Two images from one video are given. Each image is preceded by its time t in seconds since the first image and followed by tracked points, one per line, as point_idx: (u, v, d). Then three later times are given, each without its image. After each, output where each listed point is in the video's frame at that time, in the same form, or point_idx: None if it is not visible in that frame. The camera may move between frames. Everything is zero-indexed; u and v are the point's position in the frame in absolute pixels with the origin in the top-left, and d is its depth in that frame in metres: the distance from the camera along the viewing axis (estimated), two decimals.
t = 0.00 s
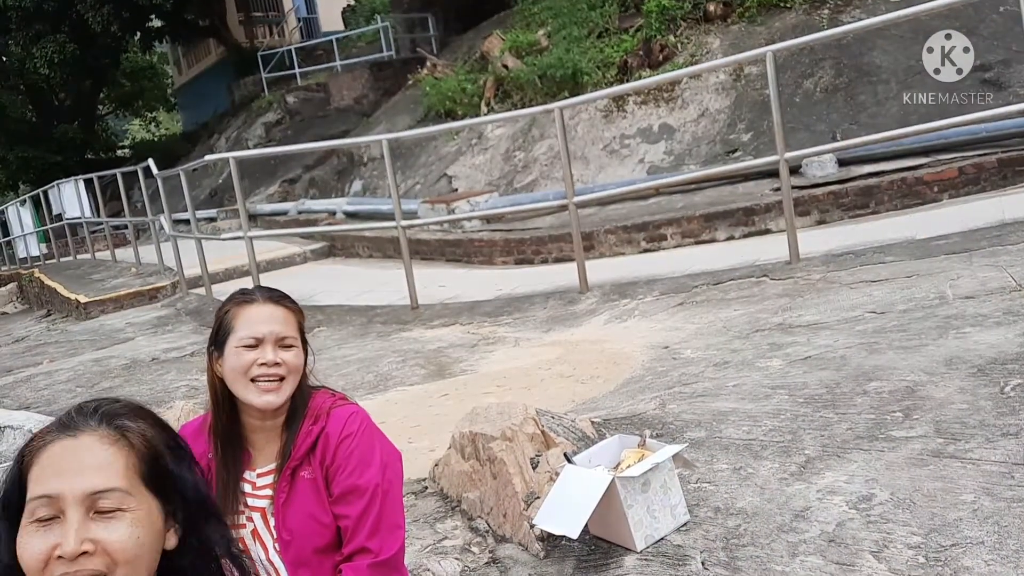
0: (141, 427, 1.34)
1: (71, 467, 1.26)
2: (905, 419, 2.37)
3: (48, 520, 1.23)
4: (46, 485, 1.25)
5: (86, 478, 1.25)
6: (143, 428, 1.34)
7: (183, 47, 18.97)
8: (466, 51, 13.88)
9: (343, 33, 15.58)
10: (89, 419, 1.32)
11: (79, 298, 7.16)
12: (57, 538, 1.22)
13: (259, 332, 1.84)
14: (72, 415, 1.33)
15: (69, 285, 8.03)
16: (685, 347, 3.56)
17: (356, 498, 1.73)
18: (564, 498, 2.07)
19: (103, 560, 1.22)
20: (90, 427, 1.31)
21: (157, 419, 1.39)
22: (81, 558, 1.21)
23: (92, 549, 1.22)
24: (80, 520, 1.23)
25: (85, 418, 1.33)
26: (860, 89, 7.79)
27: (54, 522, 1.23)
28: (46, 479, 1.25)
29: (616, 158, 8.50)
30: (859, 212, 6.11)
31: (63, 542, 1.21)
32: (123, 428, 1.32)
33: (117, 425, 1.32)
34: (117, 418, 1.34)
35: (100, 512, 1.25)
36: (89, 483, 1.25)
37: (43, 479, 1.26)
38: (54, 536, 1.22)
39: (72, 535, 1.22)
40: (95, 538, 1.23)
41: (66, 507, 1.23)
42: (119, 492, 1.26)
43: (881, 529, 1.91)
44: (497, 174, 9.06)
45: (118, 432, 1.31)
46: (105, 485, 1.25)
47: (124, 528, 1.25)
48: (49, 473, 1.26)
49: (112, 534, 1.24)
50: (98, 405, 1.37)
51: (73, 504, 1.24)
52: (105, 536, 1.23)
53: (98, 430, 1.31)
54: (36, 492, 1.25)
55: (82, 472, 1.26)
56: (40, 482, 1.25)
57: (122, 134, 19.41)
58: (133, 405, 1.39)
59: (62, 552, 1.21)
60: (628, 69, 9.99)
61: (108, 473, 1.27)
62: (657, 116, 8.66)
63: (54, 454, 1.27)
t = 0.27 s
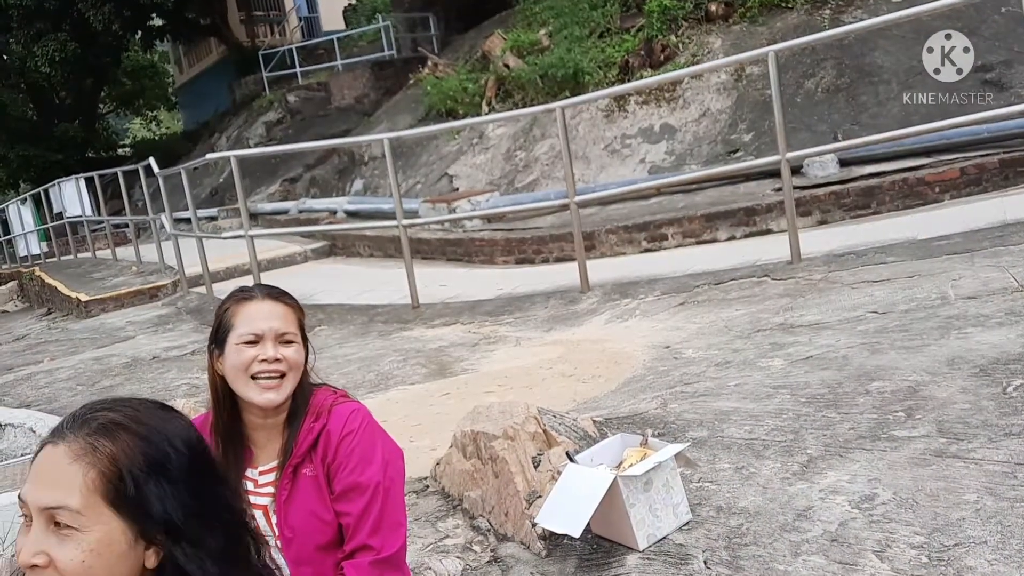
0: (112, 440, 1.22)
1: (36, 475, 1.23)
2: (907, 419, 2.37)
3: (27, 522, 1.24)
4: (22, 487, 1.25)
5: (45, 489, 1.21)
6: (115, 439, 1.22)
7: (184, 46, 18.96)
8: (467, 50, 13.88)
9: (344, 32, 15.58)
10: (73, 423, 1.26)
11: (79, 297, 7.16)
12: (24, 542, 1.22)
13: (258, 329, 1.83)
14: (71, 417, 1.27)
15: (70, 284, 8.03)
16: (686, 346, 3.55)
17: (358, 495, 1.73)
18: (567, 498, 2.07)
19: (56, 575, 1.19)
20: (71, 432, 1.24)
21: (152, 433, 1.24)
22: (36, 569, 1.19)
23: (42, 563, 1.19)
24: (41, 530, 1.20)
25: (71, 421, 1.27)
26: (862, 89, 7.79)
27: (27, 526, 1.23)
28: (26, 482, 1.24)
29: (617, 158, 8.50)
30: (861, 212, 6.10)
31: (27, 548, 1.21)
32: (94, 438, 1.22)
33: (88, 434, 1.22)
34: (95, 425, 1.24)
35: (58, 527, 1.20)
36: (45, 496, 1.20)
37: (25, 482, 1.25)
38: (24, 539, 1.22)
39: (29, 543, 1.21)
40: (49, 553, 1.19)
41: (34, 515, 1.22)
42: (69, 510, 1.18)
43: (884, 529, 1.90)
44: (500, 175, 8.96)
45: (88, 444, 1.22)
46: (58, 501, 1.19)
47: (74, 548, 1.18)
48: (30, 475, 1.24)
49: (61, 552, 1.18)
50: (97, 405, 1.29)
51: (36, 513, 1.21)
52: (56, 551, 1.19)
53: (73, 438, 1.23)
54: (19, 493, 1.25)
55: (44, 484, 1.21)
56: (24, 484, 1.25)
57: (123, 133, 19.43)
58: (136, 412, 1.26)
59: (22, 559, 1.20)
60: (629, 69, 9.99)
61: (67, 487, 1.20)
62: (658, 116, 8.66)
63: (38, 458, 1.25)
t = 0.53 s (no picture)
0: (91, 442, 1.22)
1: (22, 474, 1.24)
2: (908, 420, 2.37)
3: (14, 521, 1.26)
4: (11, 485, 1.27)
5: (27, 492, 1.22)
6: (94, 441, 1.22)
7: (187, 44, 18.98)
8: (470, 50, 13.89)
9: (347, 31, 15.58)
10: (56, 425, 1.27)
11: (82, 294, 7.17)
12: (11, 541, 1.24)
13: (253, 336, 1.82)
14: (55, 418, 1.28)
15: (73, 281, 8.05)
16: (688, 347, 3.56)
17: (360, 492, 1.73)
18: (568, 496, 2.07)
19: None
20: (54, 434, 1.25)
21: (132, 434, 1.24)
22: (20, 569, 1.21)
23: (26, 564, 1.21)
24: (26, 530, 1.22)
25: (55, 423, 1.28)
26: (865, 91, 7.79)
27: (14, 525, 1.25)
28: (13, 482, 1.26)
29: (619, 158, 8.49)
30: (862, 213, 6.11)
31: (14, 547, 1.23)
32: (74, 441, 1.23)
33: (68, 435, 1.23)
34: (76, 428, 1.24)
35: (40, 529, 1.21)
36: (27, 499, 1.22)
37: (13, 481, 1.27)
38: (12, 538, 1.25)
39: (14, 544, 1.23)
40: (32, 553, 1.21)
41: (18, 516, 1.23)
42: (49, 513, 1.20)
43: (884, 530, 1.91)
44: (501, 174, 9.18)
45: (67, 446, 1.22)
46: (40, 503, 1.20)
47: (55, 550, 1.20)
48: (17, 475, 1.26)
49: (42, 553, 1.20)
50: (81, 406, 1.29)
51: (21, 513, 1.23)
52: (39, 552, 1.20)
53: (55, 440, 1.24)
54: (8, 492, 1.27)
55: (26, 485, 1.23)
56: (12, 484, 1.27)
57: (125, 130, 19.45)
58: (119, 413, 1.27)
59: (8, 559, 1.22)
60: (632, 69, 10.00)
61: (47, 490, 1.21)
62: (661, 117, 8.68)
63: (24, 459, 1.26)
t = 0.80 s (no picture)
0: (81, 437, 1.23)
1: (16, 470, 1.25)
2: (908, 424, 2.37)
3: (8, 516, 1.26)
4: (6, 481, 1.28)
5: (18, 486, 1.22)
6: (85, 436, 1.23)
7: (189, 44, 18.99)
8: (472, 51, 13.89)
9: (349, 31, 15.59)
10: (48, 421, 1.27)
11: (82, 292, 7.17)
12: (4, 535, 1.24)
13: (213, 376, 1.77)
14: (49, 413, 1.28)
15: (72, 279, 8.04)
16: (687, 349, 3.55)
17: (360, 492, 1.73)
18: (567, 496, 2.07)
19: (32, 569, 1.20)
20: (46, 430, 1.26)
21: (125, 429, 1.25)
22: (13, 563, 1.21)
23: (19, 557, 1.21)
24: (18, 524, 1.22)
25: (49, 418, 1.28)
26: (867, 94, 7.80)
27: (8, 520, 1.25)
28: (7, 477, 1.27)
29: (620, 159, 8.48)
30: (863, 216, 6.11)
31: (7, 540, 1.23)
32: (65, 435, 1.23)
33: (60, 430, 1.24)
34: (68, 423, 1.25)
35: (31, 524, 1.21)
36: (18, 493, 1.22)
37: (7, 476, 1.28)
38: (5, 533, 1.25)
39: (8, 538, 1.23)
40: (23, 546, 1.21)
41: (10, 510, 1.23)
42: (40, 506, 1.20)
43: (882, 533, 1.91)
44: (502, 175, 9.22)
45: (60, 440, 1.23)
46: (30, 497, 1.20)
47: (46, 543, 1.19)
48: (11, 470, 1.27)
49: (33, 546, 1.20)
50: (75, 402, 1.30)
51: (14, 507, 1.23)
52: (30, 545, 1.20)
53: (48, 434, 1.24)
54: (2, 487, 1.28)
55: (19, 479, 1.23)
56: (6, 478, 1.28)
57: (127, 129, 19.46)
58: (112, 409, 1.27)
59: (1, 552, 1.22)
60: (633, 71, 10.00)
61: (38, 484, 1.21)
62: (663, 119, 8.70)
63: (17, 454, 1.27)
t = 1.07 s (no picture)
0: (93, 428, 1.24)
1: (25, 459, 1.26)
2: (905, 427, 2.37)
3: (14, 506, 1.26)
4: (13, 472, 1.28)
5: (28, 474, 1.23)
6: (97, 427, 1.24)
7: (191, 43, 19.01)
8: (473, 51, 13.90)
9: (351, 31, 15.60)
10: (60, 413, 1.29)
11: (82, 291, 7.18)
12: (8, 525, 1.24)
13: (195, 395, 1.75)
14: (61, 406, 1.30)
15: (73, 278, 8.05)
16: (686, 351, 3.56)
17: (356, 494, 1.73)
18: (564, 498, 2.08)
19: (37, 557, 1.20)
20: (56, 421, 1.27)
21: (136, 422, 1.26)
22: (19, 550, 1.21)
23: (24, 545, 1.21)
24: (25, 512, 1.22)
25: (60, 410, 1.29)
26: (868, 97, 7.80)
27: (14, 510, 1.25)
28: (16, 466, 1.27)
29: (621, 161, 8.49)
30: (863, 219, 6.11)
31: (13, 529, 1.23)
32: (77, 425, 1.24)
33: (73, 420, 1.25)
34: (79, 414, 1.26)
35: (38, 512, 1.21)
36: (28, 481, 1.22)
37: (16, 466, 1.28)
38: (10, 522, 1.25)
39: (13, 526, 1.23)
40: (29, 533, 1.20)
41: (18, 498, 1.24)
42: (48, 494, 1.20)
43: (879, 535, 1.91)
44: (503, 175, 9.17)
45: (72, 429, 1.24)
46: (39, 484, 1.21)
47: (53, 531, 1.19)
48: (20, 459, 1.27)
49: (40, 532, 1.20)
50: (85, 396, 1.31)
51: (21, 495, 1.23)
52: (37, 532, 1.20)
53: (60, 424, 1.26)
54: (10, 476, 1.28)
55: (29, 467, 1.24)
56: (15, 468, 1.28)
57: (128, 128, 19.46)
58: (123, 403, 1.28)
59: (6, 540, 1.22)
60: (634, 72, 9.99)
61: (47, 472, 1.22)
62: (663, 121, 8.68)
63: (27, 444, 1.28)
